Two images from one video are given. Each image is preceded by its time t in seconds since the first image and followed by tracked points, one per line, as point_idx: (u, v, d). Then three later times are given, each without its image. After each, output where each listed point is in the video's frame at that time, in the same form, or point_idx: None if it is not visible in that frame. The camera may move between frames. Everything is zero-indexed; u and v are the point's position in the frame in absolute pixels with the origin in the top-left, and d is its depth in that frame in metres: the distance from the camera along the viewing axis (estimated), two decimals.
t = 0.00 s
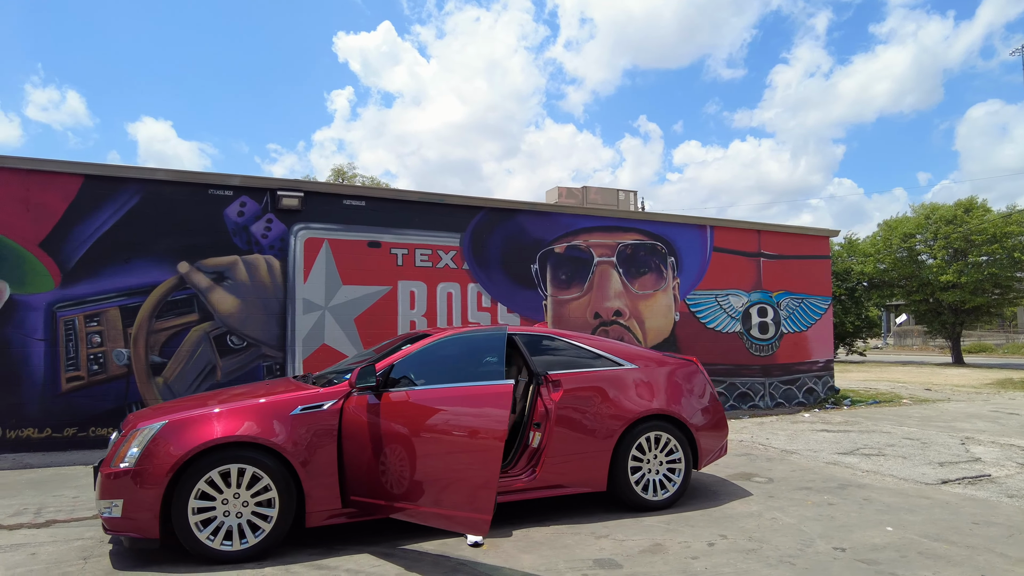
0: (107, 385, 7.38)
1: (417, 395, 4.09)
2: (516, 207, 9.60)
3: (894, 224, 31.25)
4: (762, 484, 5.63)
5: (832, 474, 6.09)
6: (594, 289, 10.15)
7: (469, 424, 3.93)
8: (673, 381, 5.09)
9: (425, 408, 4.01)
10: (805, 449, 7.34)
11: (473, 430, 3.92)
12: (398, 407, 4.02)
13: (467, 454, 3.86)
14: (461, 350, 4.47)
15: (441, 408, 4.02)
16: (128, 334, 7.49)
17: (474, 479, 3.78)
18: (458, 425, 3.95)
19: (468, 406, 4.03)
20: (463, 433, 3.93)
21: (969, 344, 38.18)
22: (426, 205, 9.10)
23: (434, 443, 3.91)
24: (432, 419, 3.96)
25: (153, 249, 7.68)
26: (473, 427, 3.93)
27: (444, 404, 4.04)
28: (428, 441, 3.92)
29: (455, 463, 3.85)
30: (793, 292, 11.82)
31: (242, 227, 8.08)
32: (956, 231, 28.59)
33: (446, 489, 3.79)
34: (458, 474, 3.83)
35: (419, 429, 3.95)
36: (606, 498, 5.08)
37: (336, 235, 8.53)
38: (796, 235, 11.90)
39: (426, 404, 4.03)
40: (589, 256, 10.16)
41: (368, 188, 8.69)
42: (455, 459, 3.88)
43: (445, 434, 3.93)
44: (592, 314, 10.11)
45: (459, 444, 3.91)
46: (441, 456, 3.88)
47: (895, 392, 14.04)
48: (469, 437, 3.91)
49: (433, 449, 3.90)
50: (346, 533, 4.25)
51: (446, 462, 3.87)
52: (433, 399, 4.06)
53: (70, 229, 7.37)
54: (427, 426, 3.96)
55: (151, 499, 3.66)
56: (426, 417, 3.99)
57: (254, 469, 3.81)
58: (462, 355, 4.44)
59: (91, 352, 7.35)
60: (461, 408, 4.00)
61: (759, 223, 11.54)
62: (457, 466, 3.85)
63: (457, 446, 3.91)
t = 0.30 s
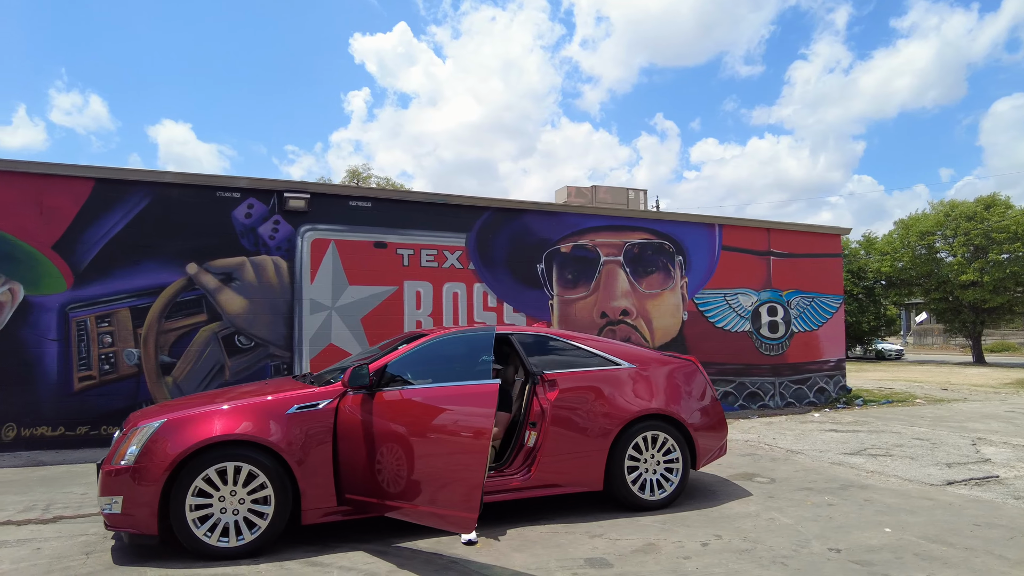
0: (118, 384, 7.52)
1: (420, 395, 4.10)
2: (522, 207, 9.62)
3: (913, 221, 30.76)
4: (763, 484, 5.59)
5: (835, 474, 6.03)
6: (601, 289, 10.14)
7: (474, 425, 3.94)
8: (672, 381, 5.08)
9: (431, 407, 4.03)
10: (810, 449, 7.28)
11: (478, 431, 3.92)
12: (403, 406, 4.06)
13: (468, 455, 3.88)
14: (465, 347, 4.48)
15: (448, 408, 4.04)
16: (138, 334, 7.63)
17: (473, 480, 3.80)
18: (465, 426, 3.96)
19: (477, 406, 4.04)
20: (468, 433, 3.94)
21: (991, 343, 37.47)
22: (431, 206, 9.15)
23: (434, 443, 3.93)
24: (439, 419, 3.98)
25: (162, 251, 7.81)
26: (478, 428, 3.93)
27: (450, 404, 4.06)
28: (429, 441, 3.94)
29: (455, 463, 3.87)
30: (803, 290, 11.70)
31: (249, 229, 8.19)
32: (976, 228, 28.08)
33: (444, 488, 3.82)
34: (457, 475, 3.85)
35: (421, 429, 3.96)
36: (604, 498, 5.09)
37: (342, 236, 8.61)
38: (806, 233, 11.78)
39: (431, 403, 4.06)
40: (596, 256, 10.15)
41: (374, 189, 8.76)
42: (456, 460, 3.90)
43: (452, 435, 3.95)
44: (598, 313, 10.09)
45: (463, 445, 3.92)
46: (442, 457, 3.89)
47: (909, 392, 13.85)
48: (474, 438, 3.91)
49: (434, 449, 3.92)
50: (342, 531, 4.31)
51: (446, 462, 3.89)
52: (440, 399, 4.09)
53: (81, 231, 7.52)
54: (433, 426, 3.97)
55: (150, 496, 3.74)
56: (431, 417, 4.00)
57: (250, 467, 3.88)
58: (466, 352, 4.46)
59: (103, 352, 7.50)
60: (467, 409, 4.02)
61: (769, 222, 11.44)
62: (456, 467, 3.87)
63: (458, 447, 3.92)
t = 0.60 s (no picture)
0: (124, 382, 7.59)
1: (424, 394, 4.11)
2: (526, 206, 9.60)
3: (927, 219, 30.40)
4: (764, 485, 5.53)
5: (838, 475, 5.96)
6: (605, 288, 10.09)
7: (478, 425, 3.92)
8: (671, 381, 5.04)
9: (434, 407, 4.03)
10: (815, 449, 7.20)
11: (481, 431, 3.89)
12: (406, 406, 4.06)
13: (468, 456, 3.84)
14: (466, 346, 4.46)
15: (453, 408, 4.03)
16: (143, 333, 7.70)
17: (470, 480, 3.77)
18: (472, 426, 3.94)
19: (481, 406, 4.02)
20: (473, 434, 3.91)
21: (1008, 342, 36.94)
22: (435, 204, 9.14)
23: (437, 444, 3.92)
24: (443, 419, 3.98)
25: (167, 250, 7.87)
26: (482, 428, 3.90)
27: (452, 404, 4.05)
28: (429, 442, 3.93)
29: (454, 464, 3.85)
30: (811, 289, 11.58)
31: (253, 229, 8.23)
32: (992, 225, 27.70)
33: (441, 488, 3.80)
34: (456, 475, 3.83)
35: (418, 429, 3.96)
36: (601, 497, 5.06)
37: (346, 235, 8.64)
38: (814, 231, 11.65)
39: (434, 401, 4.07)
40: (600, 255, 10.10)
41: (377, 188, 8.77)
42: (456, 461, 3.87)
43: (457, 435, 3.93)
44: (603, 312, 10.05)
45: (466, 445, 3.89)
46: (443, 457, 3.88)
47: (921, 392, 13.68)
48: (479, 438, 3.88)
49: (435, 449, 3.91)
50: (336, 529, 4.31)
51: (446, 463, 3.87)
52: (443, 398, 4.09)
53: (87, 231, 7.60)
54: (436, 426, 3.96)
55: (143, 493, 3.77)
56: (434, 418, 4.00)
57: (242, 465, 3.90)
58: (469, 352, 4.44)
59: (108, 350, 7.57)
60: (471, 407, 4.00)
61: (776, 219, 11.33)
62: (456, 467, 3.84)
63: (460, 447, 3.89)
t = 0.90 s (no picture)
0: (120, 380, 7.59)
1: (426, 393, 4.09)
2: (525, 203, 9.53)
3: (937, 216, 30.11)
4: (760, 486, 5.44)
5: (837, 476, 5.86)
6: (606, 286, 10.00)
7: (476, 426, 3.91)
8: (665, 381, 4.96)
9: (434, 408, 4.01)
10: (815, 449, 7.10)
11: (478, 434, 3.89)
12: (402, 406, 4.03)
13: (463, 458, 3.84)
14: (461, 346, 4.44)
15: (451, 408, 4.02)
16: (139, 331, 7.69)
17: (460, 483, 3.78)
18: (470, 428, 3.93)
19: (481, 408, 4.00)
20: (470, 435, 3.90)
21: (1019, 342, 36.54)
22: (433, 202, 9.09)
23: (432, 446, 3.91)
24: (441, 420, 3.97)
25: (164, 248, 7.86)
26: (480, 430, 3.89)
27: (451, 405, 4.03)
28: (420, 443, 3.92)
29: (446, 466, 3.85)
30: (816, 287, 11.44)
31: (250, 226, 8.20)
32: (1002, 223, 27.41)
33: (431, 491, 3.81)
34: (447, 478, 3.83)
35: (406, 430, 3.94)
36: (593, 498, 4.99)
37: (343, 233, 8.60)
38: (818, 228, 11.51)
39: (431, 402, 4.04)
40: (600, 253, 10.01)
41: (374, 185, 8.72)
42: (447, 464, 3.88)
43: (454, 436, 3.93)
44: (603, 310, 9.96)
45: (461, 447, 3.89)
46: (436, 459, 3.87)
47: (927, 392, 13.52)
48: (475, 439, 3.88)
49: (429, 451, 3.90)
50: (322, 529, 4.27)
51: (438, 465, 3.87)
52: (443, 398, 4.07)
53: (85, 229, 7.59)
54: (434, 428, 3.95)
55: (124, 492, 3.73)
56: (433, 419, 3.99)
57: (225, 464, 3.86)
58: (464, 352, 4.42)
59: (105, 348, 7.57)
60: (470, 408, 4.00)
61: (780, 217, 11.21)
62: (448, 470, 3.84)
63: (454, 451, 3.88)
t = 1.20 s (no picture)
0: (117, 380, 7.59)
1: (428, 395, 4.02)
2: (523, 203, 9.49)
3: (943, 215, 29.87)
4: (756, 489, 5.38)
5: (834, 479, 5.79)
6: (605, 285, 9.94)
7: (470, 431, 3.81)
8: (659, 383, 4.90)
9: (432, 411, 3.93)
10: (814, 451, 7.03)
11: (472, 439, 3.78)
12: (401, 410, 3.97)
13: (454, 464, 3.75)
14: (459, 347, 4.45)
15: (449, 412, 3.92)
16: (136, 331, 7.69)
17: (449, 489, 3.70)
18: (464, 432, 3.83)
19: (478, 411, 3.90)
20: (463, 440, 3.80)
21: None
22: (431, 201, 9.05)
23: (425, 451, 3.83)
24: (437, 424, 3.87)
25: (161, 248, 7.85)
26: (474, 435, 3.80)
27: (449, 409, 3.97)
28: (410, 447, 3.86)
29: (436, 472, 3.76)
30: (817, 287, 11.34)
31: (247, 226, 8.18)
32: (1009, 222, 27.17)
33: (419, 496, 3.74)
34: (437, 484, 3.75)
35: (396, 433, 3.89)
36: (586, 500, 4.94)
37: (340, 233, 8.57)
38: (820, 228, 11.41)
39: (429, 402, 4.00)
40: (600, 252, 9.95)
41: (372, 185, 8.69)
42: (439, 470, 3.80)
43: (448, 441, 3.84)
44: (602, 310, 9.90)
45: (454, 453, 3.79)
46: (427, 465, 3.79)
47: (932, 392, 13.39)
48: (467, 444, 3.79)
49: (422, 456, 3.82)
50: (310, 532, 4.25)
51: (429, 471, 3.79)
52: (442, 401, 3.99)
53: (81, 229, 7.59)
54: (432, 432, 3.86)
55: (109, 494, 3.71)
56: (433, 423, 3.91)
57: (211, 466, 3.84)
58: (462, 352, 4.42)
59: (101, 349, 7.57)
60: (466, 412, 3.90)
61: (781, 216, 11.11)
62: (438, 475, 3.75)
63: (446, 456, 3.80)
